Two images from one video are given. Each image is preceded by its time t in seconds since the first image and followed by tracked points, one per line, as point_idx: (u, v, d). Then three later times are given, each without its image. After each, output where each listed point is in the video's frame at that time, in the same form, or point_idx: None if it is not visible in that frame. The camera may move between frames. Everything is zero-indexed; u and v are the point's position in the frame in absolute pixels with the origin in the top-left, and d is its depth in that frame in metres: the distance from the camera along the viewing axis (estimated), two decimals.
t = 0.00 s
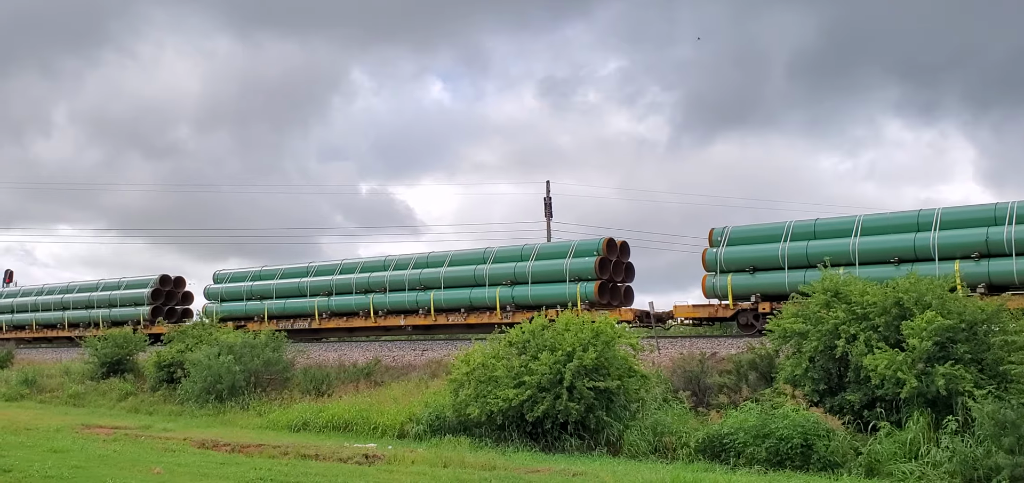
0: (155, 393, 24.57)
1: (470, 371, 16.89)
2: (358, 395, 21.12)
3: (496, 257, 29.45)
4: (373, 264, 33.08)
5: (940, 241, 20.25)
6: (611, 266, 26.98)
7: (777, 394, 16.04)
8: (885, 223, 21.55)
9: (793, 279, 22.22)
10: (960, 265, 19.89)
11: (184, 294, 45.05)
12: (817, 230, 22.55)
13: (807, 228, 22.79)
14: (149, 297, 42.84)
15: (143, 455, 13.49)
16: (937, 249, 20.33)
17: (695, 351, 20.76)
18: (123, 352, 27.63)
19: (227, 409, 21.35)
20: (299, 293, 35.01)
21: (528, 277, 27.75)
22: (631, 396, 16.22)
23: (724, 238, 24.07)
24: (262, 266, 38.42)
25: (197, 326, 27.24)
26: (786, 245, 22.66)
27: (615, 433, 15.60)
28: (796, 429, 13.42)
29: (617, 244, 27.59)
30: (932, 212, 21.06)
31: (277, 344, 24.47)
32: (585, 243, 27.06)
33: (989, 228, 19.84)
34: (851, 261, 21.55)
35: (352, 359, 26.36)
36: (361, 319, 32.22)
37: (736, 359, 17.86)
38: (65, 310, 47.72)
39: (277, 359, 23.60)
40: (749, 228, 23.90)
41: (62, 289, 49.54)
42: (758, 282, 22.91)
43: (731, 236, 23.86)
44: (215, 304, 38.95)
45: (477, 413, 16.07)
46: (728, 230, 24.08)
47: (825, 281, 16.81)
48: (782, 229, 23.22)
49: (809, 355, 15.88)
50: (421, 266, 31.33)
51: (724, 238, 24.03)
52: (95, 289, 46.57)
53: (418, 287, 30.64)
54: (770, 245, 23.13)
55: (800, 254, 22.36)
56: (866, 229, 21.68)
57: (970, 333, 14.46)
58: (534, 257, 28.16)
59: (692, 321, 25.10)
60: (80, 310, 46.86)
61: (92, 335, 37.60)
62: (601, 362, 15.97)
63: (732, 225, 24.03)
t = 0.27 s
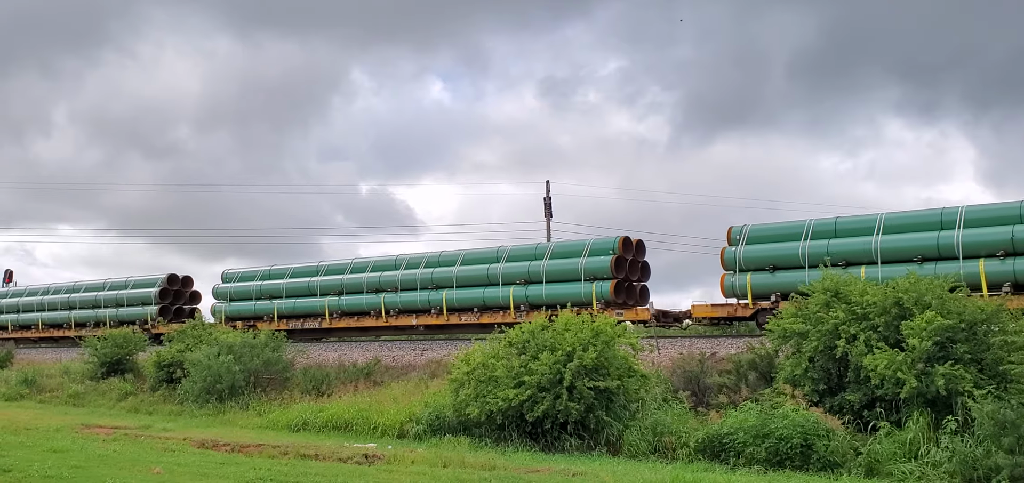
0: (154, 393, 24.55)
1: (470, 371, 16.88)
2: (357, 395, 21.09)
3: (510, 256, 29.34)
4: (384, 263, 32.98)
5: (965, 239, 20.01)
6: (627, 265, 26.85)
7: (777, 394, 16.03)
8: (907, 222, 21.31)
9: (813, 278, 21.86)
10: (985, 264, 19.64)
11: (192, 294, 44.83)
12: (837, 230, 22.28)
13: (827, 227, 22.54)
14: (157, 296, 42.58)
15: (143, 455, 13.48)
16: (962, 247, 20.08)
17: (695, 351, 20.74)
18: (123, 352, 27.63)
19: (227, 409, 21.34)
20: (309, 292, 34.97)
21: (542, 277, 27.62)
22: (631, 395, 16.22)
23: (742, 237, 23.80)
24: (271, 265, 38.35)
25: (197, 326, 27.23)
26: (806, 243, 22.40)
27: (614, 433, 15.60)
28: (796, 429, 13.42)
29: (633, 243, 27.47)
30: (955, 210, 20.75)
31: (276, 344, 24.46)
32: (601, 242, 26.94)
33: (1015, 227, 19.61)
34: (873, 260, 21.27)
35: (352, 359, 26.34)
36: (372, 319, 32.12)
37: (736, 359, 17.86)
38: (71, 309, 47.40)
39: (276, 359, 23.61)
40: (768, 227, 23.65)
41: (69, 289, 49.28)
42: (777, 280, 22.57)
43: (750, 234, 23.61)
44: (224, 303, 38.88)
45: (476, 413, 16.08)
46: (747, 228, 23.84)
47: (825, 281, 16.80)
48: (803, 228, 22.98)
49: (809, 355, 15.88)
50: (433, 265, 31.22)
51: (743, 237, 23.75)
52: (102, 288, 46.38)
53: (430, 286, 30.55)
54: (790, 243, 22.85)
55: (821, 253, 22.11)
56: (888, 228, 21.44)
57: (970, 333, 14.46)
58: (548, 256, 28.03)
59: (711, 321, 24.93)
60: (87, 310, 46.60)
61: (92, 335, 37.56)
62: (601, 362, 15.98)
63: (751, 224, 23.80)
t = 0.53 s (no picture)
0: (155, 393, 24.55)
1: (470, 371, 16.88)
2: (358, 395, 21.08)
3: (524, 255, 29.17)
4: (396, 262, 32.88)
5: (990, 237, 19.61)
6: (643, 264, 26.66)
7: (778, 394, 16.02)
8: (931, 219, 20.92)
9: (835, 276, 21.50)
10: (1011, 262, 19.24)
11: (200, 295, 44.39)
12: (860, 227, 21.90)
13: (849, 224, 22.13)
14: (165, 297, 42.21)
15: (143, 455, 13.48)
16: (987, 245, 19.69)
17: (695, 350, 20.73)
18: (123, 352, 27.64)
19: (227, 409, 21.34)
20: (320, 291, 34.93)
21: (556, 275, 27.44)
22: (631, 395, 16.21)
23: (763, 235, 23.49)
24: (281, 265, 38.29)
25: (197, 327, 27.23)
26: (827, 241, 22.02)
27: (615, 433, 15.60)
28: (796, 429, 13.42)
29: (649, 241, 27.32)
30: (981, 207, 20.36)
31: (277, 344, 24.46)
32: (617, 241, 26.76)
33: None
34: (896, 258, 20.91)
35: (352, 359, 26.33)
36: (384, 318, 32.05)
37: (736, 358, 17.85)
38: (78, 309, 47.07)
39: (277, 359, 23.61)
40: (788, 225, 23.28)
41: (76, 288, 48.91)
42: (797, 279, 22.17)
43: (770, 232, 23.26)
44: (233, 303, 38.83)
45: (477, 412, 16.08)
46: (767, 226, 23.50)
47: (826, 280, 16.79)
48: (824, 225, 22.58)
49: (810, 355, 15.87)
50: (445, 264, 31.12)
51: (763, 235, 23.43)
52: (109, 287, 46.08)
53: (442, 286, 30.46)
54: (811, 241, 22.49)
55: (842, 251, 21.71)
56: (911, 225, 21.06)
57: (970, 332, 14.46)
58: (563, 254, 27.88)
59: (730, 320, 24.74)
60: (94, 309, 46.22)
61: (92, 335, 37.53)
62: (601, 362, 15.99)
63: (771, 222, 23.46)
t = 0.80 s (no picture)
0: (157, 393, 24.56)
1: (471, 371, 16.89)
2: (358, 395, 21.07)
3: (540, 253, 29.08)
4: (409, 261, 32.83)
5: (1018, 234, 19.30)
6: (661, 262, 26.53)
7: (779, 393, 16.01)
8: (957, 216, 20.59)
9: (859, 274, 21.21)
10: None
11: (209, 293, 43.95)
12: (883, 224, 21.52)
13: (872, 222, 21.79)
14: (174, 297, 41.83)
15: (145, 455, 13.51)
16: (1015, 243, 19.38)
17: (697, 350, 20.70)
18: (125, 352, 27.66)
19: (229, 409, 21.35)
20: (332, 291, 34.91)
21: (573, 274, 27.34)
22: (633, 395, 16.21)
23: (784, 233, 22.96)
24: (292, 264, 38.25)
25: (199, 326, 27.25)
26: (851, 239, 21.64)
27: (616, 432, 15.60)
28: (798, 428, 13.42)
29: (667, 239, 27.17)
30: (1008, 204, 19.93)
31: (278, 344, 24.48)
32: (634, 239, 26.62)
33: None
34: (921, 256, 20.62)
35: (353, 359, 26.33)
36: (397, 318, 31.97)
37: (738, 358, 17.84)
38: (87, 309, 46.72)
39: (278, 359, 23.61)
40: (811, 222, 22.76)
41: (84, 288, 48.63)
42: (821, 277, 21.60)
43: (792, 230, 22.72)
44: (244, 302, 38.77)
45: (478, 412, 16.08)
46: (788, 224, 23.00)
47: (827, 280, 16.78)
48: (847, 222, 22.16)
49: (811, 354, 15.87)
50: (459, 263, 31.02)
51: (784, 233, 22.92)
52: (118, 286, 45.80)
53: (457, 285, 30.39)
54: (833, 239, 22.13)
55: (866, 249, 21.39)
56: (937, 222, 20.74)
57: (972, 332, 14.45)
58: (579, 252, 27.76)
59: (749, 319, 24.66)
60: (103, 308, 45.93)
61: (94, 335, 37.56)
62: (602, 361, 15.99)
63: (792, 219, 22.94)
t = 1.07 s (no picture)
0: (158, 393, 24.57)
1: (472, 370, 16.89)
2: (359, 395, 21.06)
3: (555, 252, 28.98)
4: (422, 259, 32.78)
5: None
6: (679, 261, 26.36)
7: (780, 393, 16.00)
8: (983, 214, 20.25)
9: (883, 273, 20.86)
10: None
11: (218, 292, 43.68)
12: (907, 222, 21.14)
13: (895, 220, 21.43)
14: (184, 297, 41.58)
15: (145, 455, 13.51)
16: None
17: (698, 350, 20.68)
18: (125, 352, 27.67)
19: (230, 409, 21.36)
20: (343, 289, 34.90)
21: (589, 273, 27.23)
22: (634, 394, 16.21)
23: (805, 230, 22.58)
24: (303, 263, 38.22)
25: (200, 326, 27.26)
26: (874, 237, 21.27)
27: (617, 432, 15.60)
28: (799, 427, 13.41)
29: (685, 237, 26.97)
30: None
31: (279, 344, 24.47)
32: (652, 238, 26.48)
33: None
34: (945, 254, 20.31)
35: (354, 359, 26.32)
36: (410, 317, 31.94)
37: (738, 357, 17.84)
38: (95, 309, 46.42)
39: (279, 359, 23.60)
40: (832, 220, 22.38)
41: (92, 288, 48.31)
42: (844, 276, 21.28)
43: (813, 228, 22.33)
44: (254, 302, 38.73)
45: (479, 412, 16.08)
46: (809, 222, 22.60)
47: (827, 279, 16.77)
48: (869, 220, 21.79)
49: (812, 354, 15.86)
50: (473, 261, 30.95)
51: (806, 231, 22.51)
52: (127, 285, 45.53)
53: (471, 284, 30.35)
54: (856, 237, 21.73)
55: (890, 247, 21.02)
56: (962, 220, 20.39)
57: (973, 332, 14.43)
58: (596, 251, 27.63)
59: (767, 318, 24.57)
60: (111, 308, 45.65)
61: (95, 335, 37.60)
62: (603, 361, 15.99)
63: (813, 217, 22.54)
